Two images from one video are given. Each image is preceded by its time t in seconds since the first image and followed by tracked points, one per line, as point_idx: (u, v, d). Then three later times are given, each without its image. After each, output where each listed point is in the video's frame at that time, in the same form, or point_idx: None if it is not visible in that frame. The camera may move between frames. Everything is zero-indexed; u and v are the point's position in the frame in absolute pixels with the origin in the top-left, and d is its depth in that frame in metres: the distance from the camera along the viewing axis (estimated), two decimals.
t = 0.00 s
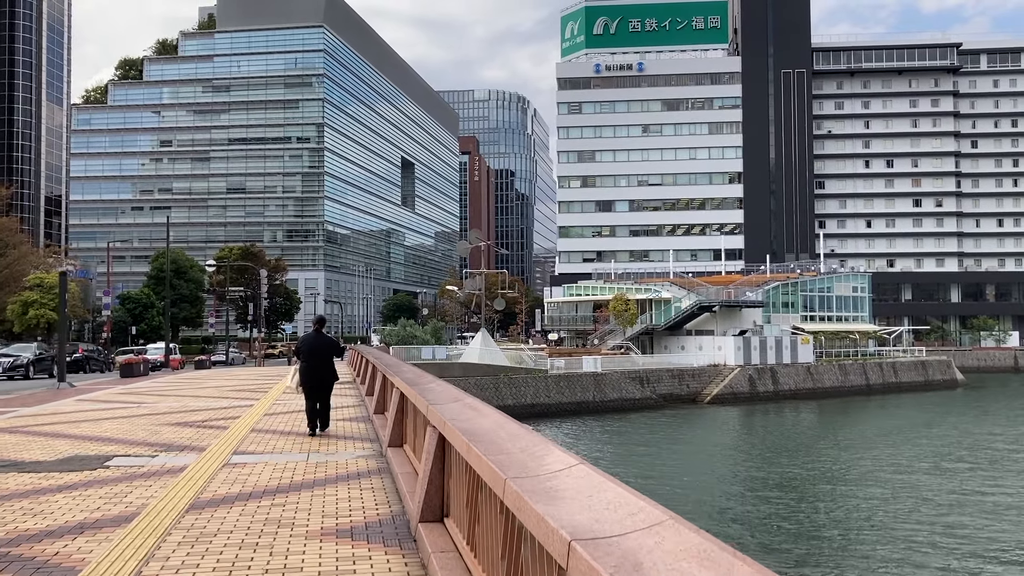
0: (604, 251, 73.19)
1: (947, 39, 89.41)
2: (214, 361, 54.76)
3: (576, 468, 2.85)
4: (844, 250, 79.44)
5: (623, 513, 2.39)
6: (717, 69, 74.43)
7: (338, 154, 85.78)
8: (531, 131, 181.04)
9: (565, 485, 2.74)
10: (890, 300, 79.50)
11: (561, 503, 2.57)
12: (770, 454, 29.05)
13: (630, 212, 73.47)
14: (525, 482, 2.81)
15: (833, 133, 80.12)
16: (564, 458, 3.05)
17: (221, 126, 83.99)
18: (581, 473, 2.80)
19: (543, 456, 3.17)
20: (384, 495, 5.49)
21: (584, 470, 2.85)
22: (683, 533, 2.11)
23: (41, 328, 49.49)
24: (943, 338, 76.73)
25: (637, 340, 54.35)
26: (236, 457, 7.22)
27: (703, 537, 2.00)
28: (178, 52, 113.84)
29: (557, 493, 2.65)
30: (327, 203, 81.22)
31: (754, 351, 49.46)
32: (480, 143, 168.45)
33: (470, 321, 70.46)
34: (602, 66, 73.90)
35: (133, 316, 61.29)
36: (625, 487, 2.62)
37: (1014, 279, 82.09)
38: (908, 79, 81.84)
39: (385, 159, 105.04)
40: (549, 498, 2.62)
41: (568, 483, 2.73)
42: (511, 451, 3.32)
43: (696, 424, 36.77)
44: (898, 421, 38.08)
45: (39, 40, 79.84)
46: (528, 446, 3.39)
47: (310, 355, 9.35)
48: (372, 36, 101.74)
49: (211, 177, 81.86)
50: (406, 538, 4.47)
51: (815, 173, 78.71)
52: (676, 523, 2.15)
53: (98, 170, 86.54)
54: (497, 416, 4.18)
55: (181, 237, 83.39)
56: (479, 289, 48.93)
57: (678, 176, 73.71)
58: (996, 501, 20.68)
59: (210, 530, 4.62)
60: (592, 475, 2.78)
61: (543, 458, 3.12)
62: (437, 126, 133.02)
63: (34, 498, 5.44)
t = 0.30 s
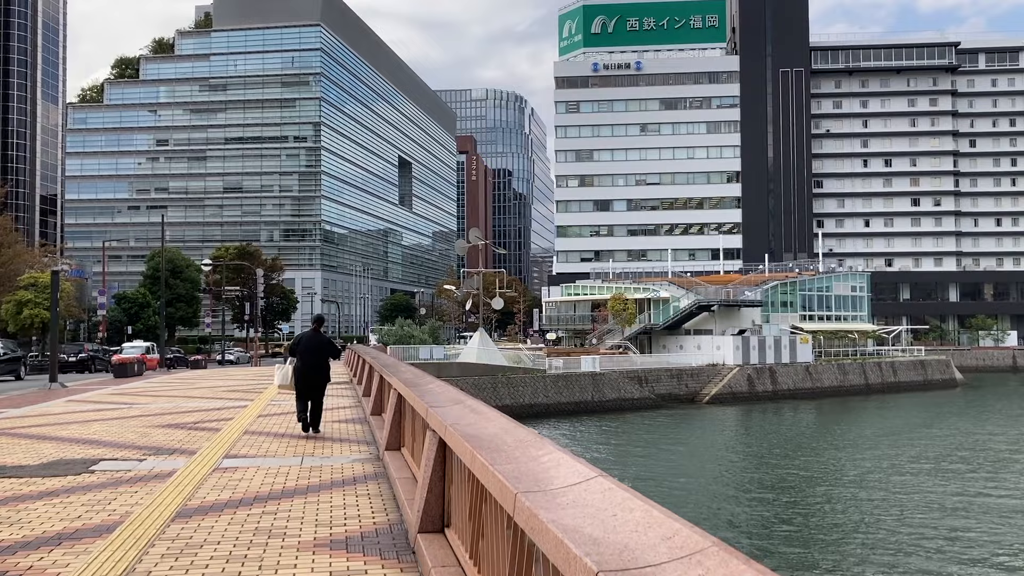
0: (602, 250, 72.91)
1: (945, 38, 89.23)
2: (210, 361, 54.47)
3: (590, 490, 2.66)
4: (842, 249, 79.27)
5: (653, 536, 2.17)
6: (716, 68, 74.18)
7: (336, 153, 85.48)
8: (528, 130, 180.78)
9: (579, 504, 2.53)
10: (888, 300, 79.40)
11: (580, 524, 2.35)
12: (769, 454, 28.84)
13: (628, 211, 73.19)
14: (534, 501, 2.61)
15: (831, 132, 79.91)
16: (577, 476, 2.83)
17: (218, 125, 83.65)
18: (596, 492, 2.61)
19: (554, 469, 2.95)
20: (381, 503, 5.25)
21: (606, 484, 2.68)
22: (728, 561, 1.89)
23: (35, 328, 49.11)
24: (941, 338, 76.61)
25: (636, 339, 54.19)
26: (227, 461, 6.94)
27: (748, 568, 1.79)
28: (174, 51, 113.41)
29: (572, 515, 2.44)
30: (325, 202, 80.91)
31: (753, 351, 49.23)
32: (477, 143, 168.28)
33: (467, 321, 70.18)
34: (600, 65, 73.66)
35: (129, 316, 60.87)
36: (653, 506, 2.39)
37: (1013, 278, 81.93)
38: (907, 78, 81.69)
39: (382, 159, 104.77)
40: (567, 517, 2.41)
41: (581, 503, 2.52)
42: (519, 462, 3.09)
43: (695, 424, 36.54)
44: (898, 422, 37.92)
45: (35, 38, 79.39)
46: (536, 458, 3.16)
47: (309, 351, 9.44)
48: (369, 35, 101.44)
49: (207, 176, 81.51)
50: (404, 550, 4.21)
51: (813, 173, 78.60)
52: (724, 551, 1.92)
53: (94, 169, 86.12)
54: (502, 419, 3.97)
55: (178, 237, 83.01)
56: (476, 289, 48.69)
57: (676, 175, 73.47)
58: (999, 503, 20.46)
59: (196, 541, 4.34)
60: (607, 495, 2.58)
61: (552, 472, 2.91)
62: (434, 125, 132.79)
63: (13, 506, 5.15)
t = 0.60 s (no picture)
0: (600, 250, 72.59)
1: (943, 37, 88.93)
2: (205, 362, 54.12)
3: (615, 510, 2.43)
4: (840, 248, 79.09)
5: (698, 562, 1.95)
6: (714, 67, 73.86)
7: (333, 152, 85.18)
8: (525, 129, 180.49)
9: (604, 524, 2.31)
10: (887, 299, 79.20)
11: (606, 548, 2.13)
12: (769, 453, 28.66)
13: (626, 211, 72.88)
14: (553, 521, 2.38)
15: (829, 131, 79.77)
16: (598, 492, 2.60)
17: (214, 124, 83.29)
18: (622, 513, 2.38)
19: (573, 484, 2.70)
20: (379, 512, 4.98)
21: (636, 501, 2.47)
22: None
23: (30, 327, 48.72)
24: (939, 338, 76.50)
25: (634, 338, 54.03)
26: (218, 466, 6.67)
27: None
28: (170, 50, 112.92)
29: (600, 539, 2.21)
30: (322, 201, 80.62)
31: (752, 350, 48.99)
32: (474, 142, 168.01)
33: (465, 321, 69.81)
34: (597, 64, 73.35)
35: (125, 315, 60.57)
36: (699, 529, 2.17)
37: (1011, 277, 81.78)
38: (905, 77, 81.56)
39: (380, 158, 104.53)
40: (591, 541, 2.18)
41: (609, 525, 2.29)
42: (534, 475, 2.87)
43: (694, 424, 36.33)
44: (898, 422, 37.71)
45: (30, 36, 78.88)
46: (549, 471, 2.92)
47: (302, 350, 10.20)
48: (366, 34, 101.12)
49: (204, 175, 81.11)
50: (403, 564, 3.94)
51: (811, 172, 78.39)
52: None
53: (90, 168, 85.58)
54: (510, 425, 3.72)
55: (174, 236, 82.55)
56: (474, 288, 48.40)
57: (674, 174, 73.21)
58: (1004, 504, 20.18)
59: (183, 552, 4.08)
60: (634, 518, 2.35)
61: (571, 489, 2.66)
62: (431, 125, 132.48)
63: None
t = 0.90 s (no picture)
0: (598, 249, 72.34)
1: (942, 37, 88.76)
2: (201, 361, 53.82)
3: (645, 524, 2.17)
4: (838, 248, 78.94)
5: None
6: (712, 66, 73.61)
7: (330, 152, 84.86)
8: (522, 128, 180.18)
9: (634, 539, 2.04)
10: (885, 298, 79.07)
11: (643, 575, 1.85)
12: (770, 454, 28.41)
13: (624, 210, 72.66)
14: (575, 539, 2.11)
15: (828, 131, 79.57)
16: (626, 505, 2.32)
17: (211, 123, 82.91)
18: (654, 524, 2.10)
19: (590, 504, 2.43)
20: (383, 527, 4.74)
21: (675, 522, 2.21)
22: None
23: (24, 327, 48.41)
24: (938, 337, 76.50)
25: (633, 338, 53.81)
26: (212, 473, 6.39)
27: None
28: (167, 49, 112.46)
29: (633, 558, 1.92)
30: (319, 201, 80.29)
31: (751, 350, 48.76)
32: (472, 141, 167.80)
33: (464, 320, 69.57)
34: (595, 63, 73.10)
35: (121, 315, 60.33)
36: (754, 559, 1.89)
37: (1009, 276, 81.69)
38: (904, 75, 81.29)
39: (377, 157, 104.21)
40: (628, 567, 1.91)
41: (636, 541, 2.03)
42: (549, 491, 2.61)
43: (694, 424, 36.09)
44: (899, 422, 37.45)
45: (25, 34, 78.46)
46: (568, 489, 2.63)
47: (298, 348, 10.15)
48: (364, 33, 100.76)
49: (200, 174, 80.75)
50: None
51: (810, 171, 78.31)
52: None
53: (86, 167, 85.17)
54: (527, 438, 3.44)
55: (170, 235, 82.21)
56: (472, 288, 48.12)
57: (672, 173, 72.98)
58: (1012, 507, 19.87)
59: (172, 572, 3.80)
60: (668, 531, 2.08)
61: (603, 511, 2.39)
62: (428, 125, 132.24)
63: None
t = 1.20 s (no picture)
0: (596, 248, 72.07)
1: (940, 36, 88.64)
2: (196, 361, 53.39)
3: (672, 528, 1.90)
4: (837, 247, 78.70)
5: None
6: (711, 65, 73.37)
7: (327, 151, 84.59)
8: (520, 127, 180.00)
9: (660, 544, 1.77)
10: (883, 297, 78.94)
11: None
12: (771, 455, 28.22)
13: (622, 209, 72.36)
14: (589, 542, 1.84)
15: (827, 130, 79.35)
16: (648, 506, 2.05)
17: (207, 121, 82.52)
18: (688, 531, 1.85)
19: (603, 505, 2.15)
20: (381, 538, 4.45)
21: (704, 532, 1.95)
22: None
23: (18, 327, 47.99)
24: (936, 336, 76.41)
25: (631, 337, 53.57)
26: (204, 480, 6.12)
27: None
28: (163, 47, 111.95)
29: (659, 569, 1.65)
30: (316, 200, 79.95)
31: (750, 350, 48.55)
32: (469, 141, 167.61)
33: (462, 320, 69.24)
34: (593, 61, 72.73)
35: (117, 315, 59.82)
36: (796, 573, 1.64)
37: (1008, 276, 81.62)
38: (902, 74, 81.22)
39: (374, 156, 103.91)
40: None
41: (663, 548, 1.76)
42: (557, 493, 2.34)
43: (693, 424, 35.87)
44: (900, 423, 37.20)
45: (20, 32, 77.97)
46: (579, 489, 2.37)
47: (293, 356, 9.89)
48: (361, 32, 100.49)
49: (197, 173, 80.35)
50: None
51: (809, 170, 78.05)
52: None
53: (82, 166, 84.68)
54: (530, 437, 3.16)
55: (166, 235, 81.77)
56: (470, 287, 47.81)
57: (670, 173, 72.68)
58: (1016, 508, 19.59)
59: None
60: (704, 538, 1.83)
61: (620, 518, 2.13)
62: (426, 124, 131.94)
63: None
